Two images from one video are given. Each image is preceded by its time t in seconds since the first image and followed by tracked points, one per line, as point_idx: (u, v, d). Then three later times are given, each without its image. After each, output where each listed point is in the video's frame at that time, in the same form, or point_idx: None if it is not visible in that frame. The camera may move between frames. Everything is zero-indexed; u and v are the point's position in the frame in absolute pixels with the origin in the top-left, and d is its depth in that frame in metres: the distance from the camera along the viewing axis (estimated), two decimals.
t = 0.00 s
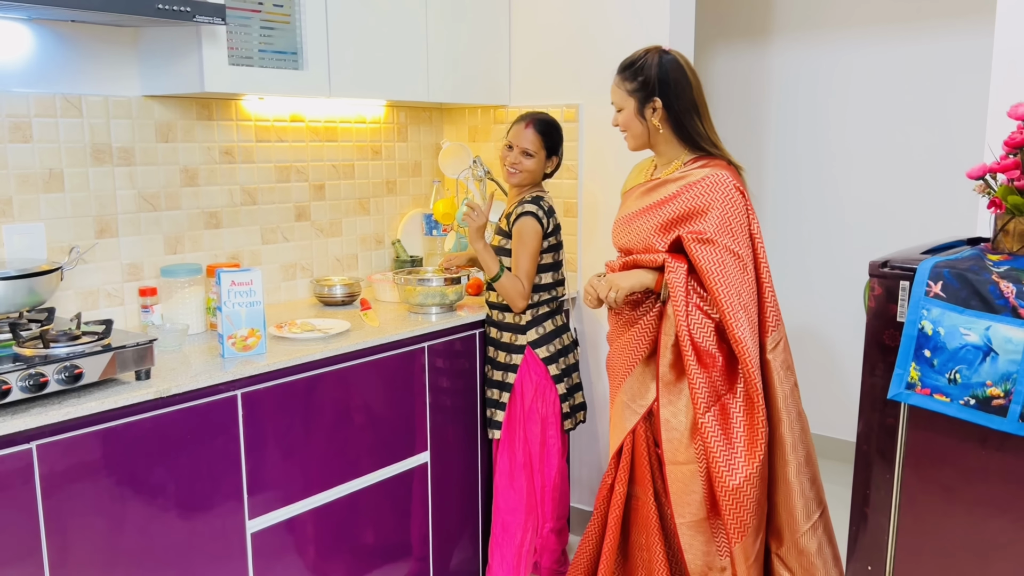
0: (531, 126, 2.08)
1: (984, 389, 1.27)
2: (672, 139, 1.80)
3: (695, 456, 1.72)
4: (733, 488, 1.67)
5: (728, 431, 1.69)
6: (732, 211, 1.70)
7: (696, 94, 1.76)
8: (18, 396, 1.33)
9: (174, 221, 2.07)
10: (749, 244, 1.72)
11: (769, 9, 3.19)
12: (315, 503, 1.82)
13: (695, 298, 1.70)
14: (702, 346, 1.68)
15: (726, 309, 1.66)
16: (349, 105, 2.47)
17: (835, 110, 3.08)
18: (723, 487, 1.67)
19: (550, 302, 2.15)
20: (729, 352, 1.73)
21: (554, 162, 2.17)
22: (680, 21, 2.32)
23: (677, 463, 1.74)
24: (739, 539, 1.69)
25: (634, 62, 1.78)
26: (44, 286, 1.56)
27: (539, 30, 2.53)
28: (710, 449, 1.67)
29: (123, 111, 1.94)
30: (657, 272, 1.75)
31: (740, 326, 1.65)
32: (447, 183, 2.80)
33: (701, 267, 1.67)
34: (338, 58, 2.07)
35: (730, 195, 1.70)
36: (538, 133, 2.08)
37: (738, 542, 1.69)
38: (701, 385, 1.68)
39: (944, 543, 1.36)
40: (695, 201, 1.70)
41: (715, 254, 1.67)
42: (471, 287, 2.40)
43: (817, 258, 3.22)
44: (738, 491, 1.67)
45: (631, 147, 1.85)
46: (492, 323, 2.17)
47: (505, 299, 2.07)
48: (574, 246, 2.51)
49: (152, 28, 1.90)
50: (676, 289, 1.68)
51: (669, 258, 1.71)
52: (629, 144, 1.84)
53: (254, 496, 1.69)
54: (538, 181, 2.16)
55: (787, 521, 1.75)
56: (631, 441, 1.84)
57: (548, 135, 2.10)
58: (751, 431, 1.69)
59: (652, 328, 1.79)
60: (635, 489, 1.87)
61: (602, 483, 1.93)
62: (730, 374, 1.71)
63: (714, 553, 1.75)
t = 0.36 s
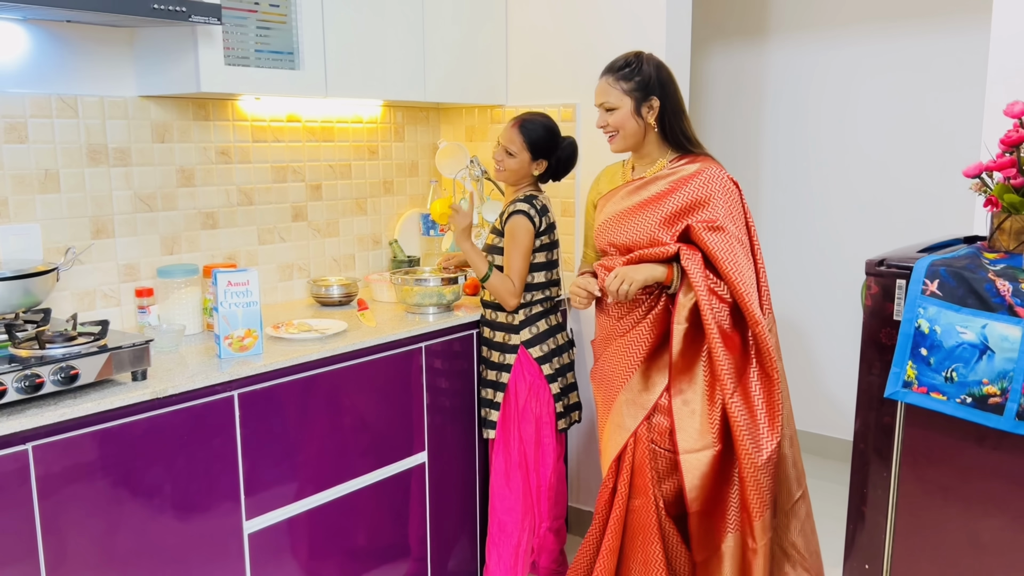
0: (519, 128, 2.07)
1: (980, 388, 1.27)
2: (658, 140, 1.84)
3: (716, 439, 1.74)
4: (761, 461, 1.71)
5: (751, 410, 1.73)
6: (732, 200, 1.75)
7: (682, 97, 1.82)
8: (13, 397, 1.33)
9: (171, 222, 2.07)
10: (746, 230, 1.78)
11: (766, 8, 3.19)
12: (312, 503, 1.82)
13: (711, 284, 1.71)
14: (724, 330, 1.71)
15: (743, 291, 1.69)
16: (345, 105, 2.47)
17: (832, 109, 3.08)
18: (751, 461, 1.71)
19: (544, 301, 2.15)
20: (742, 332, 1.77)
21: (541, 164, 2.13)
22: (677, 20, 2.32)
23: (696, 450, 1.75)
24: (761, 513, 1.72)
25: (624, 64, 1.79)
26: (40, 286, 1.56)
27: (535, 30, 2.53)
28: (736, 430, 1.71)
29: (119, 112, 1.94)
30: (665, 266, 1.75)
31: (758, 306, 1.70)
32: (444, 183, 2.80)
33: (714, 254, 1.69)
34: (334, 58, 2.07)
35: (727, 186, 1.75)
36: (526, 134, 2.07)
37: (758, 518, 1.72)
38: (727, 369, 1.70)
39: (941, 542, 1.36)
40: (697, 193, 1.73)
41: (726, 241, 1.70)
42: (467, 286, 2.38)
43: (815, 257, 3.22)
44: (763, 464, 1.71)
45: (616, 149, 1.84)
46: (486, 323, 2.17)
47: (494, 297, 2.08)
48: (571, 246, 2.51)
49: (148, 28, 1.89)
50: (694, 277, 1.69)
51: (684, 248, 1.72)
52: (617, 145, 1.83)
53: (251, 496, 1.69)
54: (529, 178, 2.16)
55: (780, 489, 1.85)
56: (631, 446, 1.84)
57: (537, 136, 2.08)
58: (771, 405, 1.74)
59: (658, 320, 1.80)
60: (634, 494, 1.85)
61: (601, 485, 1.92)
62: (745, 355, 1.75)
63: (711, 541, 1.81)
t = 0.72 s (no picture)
0: (520, 127, 2.08)
1: (975, 387, 1.27)
2: (651, 142, 1.86)
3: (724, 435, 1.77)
4: (785, 450, 1.75)
5: (767, 403, 1.77)
6: (730, 201, 1.78)
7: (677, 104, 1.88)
8: (8, 398, 1.33)
9: (167, 222, 2.07)
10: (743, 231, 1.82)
11: (762, 8, 3.20)
12: (309, 504, 1.82)
13: (721, 285, 1.74)
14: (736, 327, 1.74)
15: (751, 289, 1.73)
16: (342, 105, 2.47)
17: (829, 108, 3.09)
18: (776, 452, 1.74)
19: (540, 301, 2.14)
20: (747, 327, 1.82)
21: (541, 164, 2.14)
22: (673, 20, 2.32)
23: (706, 445, 1.78)
24: (784, 499, 1.77)
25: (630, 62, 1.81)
26: (36, 287, 1.56)
27: (531, 31, 2.53)
28: (757, 426, 1.74)
29: (115, 112, 1.94)
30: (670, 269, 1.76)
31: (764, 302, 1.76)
32: (441, 183, 2.80)
33: (721, 255, 1.72)
34: (331, 58, 2.07)
35: (724, 187, 1.78)
36: (527, 134, 2.08)
37: (778, 503, 1.76)
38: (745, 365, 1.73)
39: (936, 541, 1.36)
40: (698, 194, 1.75)
41: (732, 241, 1.74)
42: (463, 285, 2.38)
43: (811, 257, 3.23)
44: (786, 453, 1.76)
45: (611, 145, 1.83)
46: (483, 323, 2.17)
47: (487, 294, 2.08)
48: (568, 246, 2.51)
49: (144, 28, 1.89)
50: (705, 280, 1.72)
51: (692, 252, 1.73)
52: (613, 140, 1.83)
53: (247, 497, 1.69)
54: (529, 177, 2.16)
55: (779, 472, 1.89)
56: (633, 443, 1.82)
57: (538, 135, 2.08)
58: (783, 396, 1.82)
59: (661, 320, 1.81)
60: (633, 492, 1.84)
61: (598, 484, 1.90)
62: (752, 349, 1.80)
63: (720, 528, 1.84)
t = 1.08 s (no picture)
0: (520, 123, 2.08)
1: (973, 388, 1.27)
2: (650, 145, 1.86)
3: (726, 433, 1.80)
4: (775, 452, 1.77)
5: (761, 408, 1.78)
6: (728, 203, 1.79)
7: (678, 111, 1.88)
8: (5, 398, 1.32)
9: (165, 222, 2.06)
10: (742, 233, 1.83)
11: (761, 9, 3.20)
12: (308, 504, 1.82)
13: (720, 289, 1.74)
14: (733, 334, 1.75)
15: (748, 293, 1.74)
16: (340, 105, 2.46)
17: (827, 109, 3.09)
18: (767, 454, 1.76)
19: (542, 302, 2.14)
20: (743, 330, 1.82)
21: (540, 160, 2.14)
22: (672, 21, 2.32)
23: (705, 445, 1.81)
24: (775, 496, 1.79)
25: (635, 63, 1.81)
26: (33, 287, 1.55)
27: (529, 31, 2.53)
28: (751, 427, 1.74)
29: (113, 112, 1.93)
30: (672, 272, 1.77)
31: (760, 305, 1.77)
32: (439, 183, 2.79)
33: (721, 260, 1.73)
34: (329, 58, 2.07)
35: (722, 189, 1.79)
36: (527, 130, 2.08)
37: (770, 498, 1.78)
38: (739, 370, 1.74)
39: (935, 542, 1.36)
40: (698, 198, 1.75)
41: (730, 245, 1.74)
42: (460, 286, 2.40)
43: (809, 257, 3.23)
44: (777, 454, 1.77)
45: (611, 146, 1.82)
46: (486, 323, 2.17)
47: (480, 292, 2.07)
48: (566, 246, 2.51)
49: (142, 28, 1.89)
50: (705, 286, 1.72)
51: (692, 257, 1.74)
52: (613, 142, 1.82)
53: (245, 497, 1.69)
54: (525, 175, 2.15)
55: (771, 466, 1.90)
56: (634, 443, 1.82)
57: (538, 133, 2.09)
58: (774, 401, 1.82)
59: (659, 322, 1.81)
60: (637, 492, 1.85)
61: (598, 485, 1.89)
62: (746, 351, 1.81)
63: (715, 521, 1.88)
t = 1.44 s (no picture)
0: (511, 120, 2.08)
1: (979, 388, 1.27)
2: (654, 144, 1.86)
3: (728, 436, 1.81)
4: (769, 457, 1.77)
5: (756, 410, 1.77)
6: (731, 202, 1.79)
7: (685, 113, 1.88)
8: (8, 397, 1.32)
9: (166, 221, 2.06)
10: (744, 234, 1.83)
11: (763, 8, 3.20)
12: (310, 503, 1.82)
13: (720, 290, 1.74)
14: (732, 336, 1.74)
15: (749, 294, 1.74)
16: (342, 104, 2.46)
17: (829, 109, 3.08)
18: (762, 458, 1.75)
19: (541, 302, 2.13)
20: (742, 332, 1.82)
21: (536, 152, 2.12)
22: (675, 20, 2.31)
23: (703, 449, 1.81)
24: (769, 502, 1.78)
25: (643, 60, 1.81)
26: (36, 285, 1.55)
27: (530, 30, 2.53)
28: (747, 429, 1.74)
29: (115, 110, 1.93)
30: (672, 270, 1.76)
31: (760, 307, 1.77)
32: (441, 182, 2.79)
33: (722, 260, 1.73)
34: (331, 57, 2.06)
35: (725, 188, 1.78)
36: (518, 126, 2.08)
37: (763, 504, 1.77)
38: (737, 372, 1.73)
39: (938, 542, 1.36)
40: (700, 197, 1.74)
41: (731, 245, 1.74)
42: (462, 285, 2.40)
43: (811, 258, 3.23)
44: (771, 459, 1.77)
45: (616, 143, 1.81)
46: (486, 322, 2.17)
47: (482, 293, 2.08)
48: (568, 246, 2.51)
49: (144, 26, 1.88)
50: (705, 285, 1.72)
51: (693, 257, 1.74)
52: (618, 138, 1.81)
53: (247, 497, 1.69)
54: (523, 170, 2.13)
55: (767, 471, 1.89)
56: (633, 447, 1.81)
57: (528, 126, 2.09)
58: (772, 405, 1.82)
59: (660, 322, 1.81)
60: (637, 497, 1.84)
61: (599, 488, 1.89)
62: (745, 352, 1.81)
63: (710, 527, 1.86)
